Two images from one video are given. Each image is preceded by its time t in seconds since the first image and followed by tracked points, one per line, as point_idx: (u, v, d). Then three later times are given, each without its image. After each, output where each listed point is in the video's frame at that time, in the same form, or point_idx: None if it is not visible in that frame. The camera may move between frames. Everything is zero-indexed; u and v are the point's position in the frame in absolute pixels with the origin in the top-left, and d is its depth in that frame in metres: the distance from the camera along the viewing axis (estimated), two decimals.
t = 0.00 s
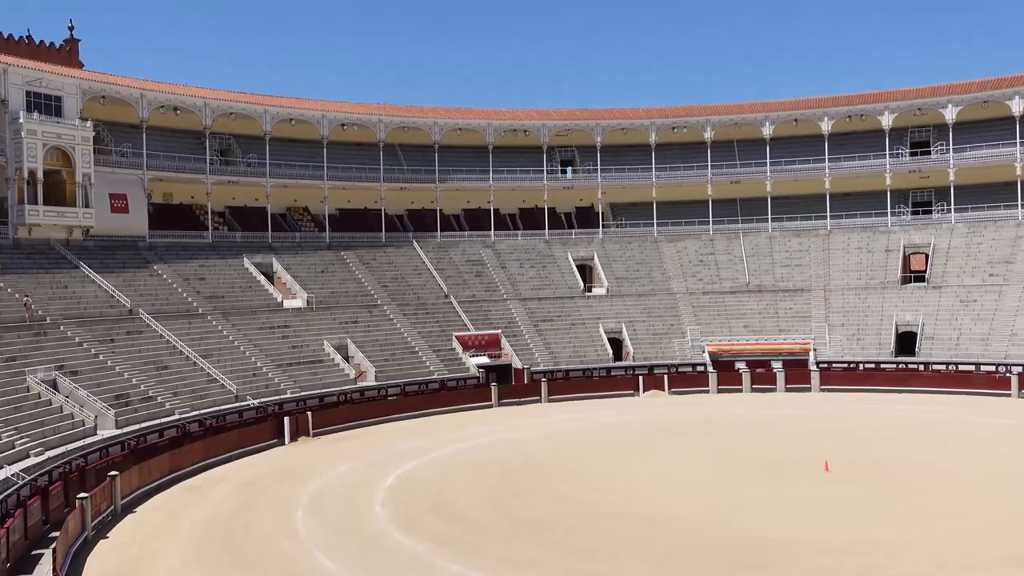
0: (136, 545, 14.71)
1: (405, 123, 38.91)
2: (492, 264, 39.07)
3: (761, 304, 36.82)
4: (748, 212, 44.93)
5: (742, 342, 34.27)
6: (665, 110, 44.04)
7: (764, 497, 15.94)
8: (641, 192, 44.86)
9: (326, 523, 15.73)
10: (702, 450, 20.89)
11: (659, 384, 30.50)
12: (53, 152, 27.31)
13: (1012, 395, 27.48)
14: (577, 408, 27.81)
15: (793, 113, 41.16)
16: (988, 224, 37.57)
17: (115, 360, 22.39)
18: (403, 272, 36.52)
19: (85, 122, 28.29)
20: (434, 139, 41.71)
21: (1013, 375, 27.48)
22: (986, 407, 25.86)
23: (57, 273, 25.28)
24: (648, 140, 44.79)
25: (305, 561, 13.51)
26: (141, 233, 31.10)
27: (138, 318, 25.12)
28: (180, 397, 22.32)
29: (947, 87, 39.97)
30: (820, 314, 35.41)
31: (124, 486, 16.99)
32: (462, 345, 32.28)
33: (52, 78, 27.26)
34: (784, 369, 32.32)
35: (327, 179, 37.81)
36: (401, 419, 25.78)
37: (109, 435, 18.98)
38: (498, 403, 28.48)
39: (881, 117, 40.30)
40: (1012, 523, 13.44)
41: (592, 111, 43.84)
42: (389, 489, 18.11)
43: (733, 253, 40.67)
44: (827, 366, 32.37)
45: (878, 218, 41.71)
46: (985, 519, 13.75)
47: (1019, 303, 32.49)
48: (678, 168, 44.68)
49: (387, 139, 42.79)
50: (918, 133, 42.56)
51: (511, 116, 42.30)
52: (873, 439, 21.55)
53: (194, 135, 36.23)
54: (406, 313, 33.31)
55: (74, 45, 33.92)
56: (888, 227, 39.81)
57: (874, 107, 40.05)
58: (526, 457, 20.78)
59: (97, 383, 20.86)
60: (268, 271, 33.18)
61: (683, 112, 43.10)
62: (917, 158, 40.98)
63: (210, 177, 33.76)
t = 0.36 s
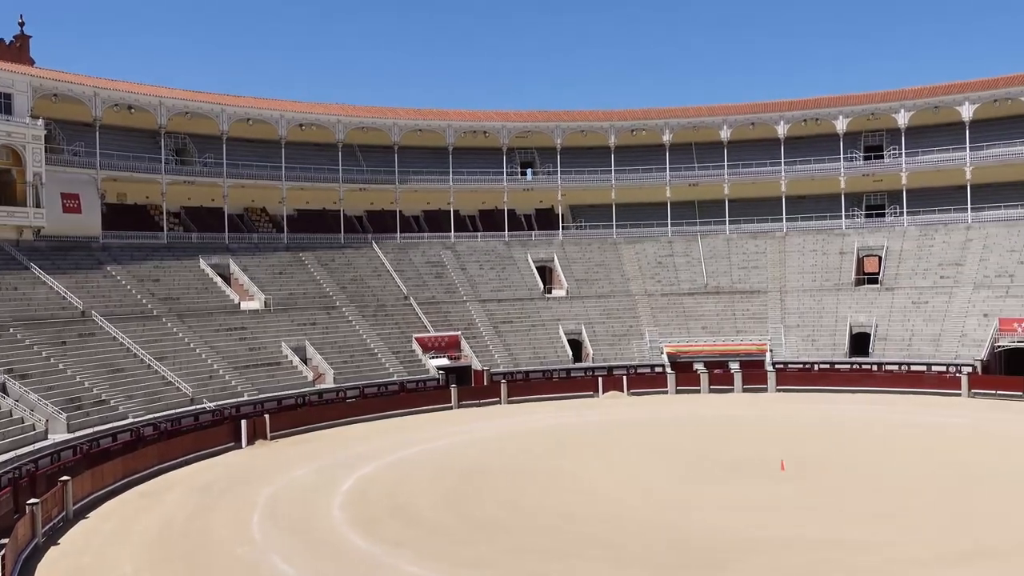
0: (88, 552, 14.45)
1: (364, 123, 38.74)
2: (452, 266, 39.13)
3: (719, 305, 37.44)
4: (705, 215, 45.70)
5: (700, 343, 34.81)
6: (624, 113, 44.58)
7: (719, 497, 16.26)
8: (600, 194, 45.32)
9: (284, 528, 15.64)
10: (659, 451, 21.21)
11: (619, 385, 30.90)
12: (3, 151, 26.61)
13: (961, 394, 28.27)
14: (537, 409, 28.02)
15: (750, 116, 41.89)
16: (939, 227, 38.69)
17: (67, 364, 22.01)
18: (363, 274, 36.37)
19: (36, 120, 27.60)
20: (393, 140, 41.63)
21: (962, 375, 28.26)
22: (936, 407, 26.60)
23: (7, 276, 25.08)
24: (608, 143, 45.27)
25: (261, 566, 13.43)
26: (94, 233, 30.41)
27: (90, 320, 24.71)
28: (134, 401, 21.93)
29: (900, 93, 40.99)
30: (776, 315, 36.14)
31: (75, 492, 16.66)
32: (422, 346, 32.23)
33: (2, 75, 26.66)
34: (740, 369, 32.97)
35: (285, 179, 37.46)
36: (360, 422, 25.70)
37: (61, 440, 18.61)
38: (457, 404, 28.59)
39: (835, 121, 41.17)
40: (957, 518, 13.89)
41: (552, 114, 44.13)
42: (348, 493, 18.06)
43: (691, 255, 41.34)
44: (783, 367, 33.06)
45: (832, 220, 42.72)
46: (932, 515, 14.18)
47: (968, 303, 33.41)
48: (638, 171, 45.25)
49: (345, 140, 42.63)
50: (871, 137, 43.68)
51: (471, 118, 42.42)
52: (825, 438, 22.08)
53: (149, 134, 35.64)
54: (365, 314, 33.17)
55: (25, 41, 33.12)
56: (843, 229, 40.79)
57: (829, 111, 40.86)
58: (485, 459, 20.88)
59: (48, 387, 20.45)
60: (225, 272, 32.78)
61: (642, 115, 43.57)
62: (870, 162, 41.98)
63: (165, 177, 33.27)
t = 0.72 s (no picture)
0: (39, 555, 14.25)
1: (323, 121, 38.52)
2: (412, 265, 39.14)
3: (677, 304, 38.07)
4: (664, 215, 46.43)
5: (658, 342, 35.35)
6: (584, 114, 45.04)
7: (674, 495, 16.60)
8: (559, 194, 45.72)
9: (240, 529, 15.60)
10: (616, 449, 21.55)
11: (578, 384, 31.23)
12: None
13: (913, 392, 29.17)
14: (497, 408, 28.22)
15: (707, 118, 42.62)
16: (891, 228, 39.82)
17: (17, 364, 21.62)
18: (321, 273, 36.18)
19: None
20: (352, 138, 41.51)
21: (914, 373, 29.11)
22: (887, 404, 27.39)
23: None
24: (567, 143, 45.68)
25: (217, 568, 13.33)
26: (46, 230, 29.70)
27: (41, 320, 24.36)
28: (86, 402, 21.58)
29: (853, 97, 42.08)
30: (733, 314, 36.87)
31: (25, 494, 16.39)
32: (382, 346, 32.24)
33: None
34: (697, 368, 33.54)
35: (242, 178, 37.09)
36: (318, 422, 25.61)
37: (10, 442, 18.25)
38: (417, 404, 28.64)
39: (791, 123, 42.03)
40: (903, 514, 14.37)
41: (512, 114, 44.42)
42: (305, 493, 18.04)
43: (649, 254, 41.95)
44: (740, 366, 33.74)
45: (788, 220, 43.68)
46: (880, 511, 14.64)
47: (920, 303, 34.46)
48: (598, 171, 45.76)
49: (304, 138, 42.46)
50: (826, 139, 44.81)
51: (431, 118, 42.47)
52: (779, 436, 22.62)
53: (101, 131, 35.01)
54: (323, 314, 33.03)
55: None
56: (798, 230, 41.77)
57: (784, 113, 41.71)
58: (444, 459, 20.98)
59: None
60: (180, 271, 32.38)
61: (602, 116, 44.05)
62: (825, 163, 42.96)
63: (119, 175, 32.71)
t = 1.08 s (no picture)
0: None
1: (282, 117, 38.18)
2: (371, 262, 39.04)
3: (635, 302, 38.60)
4: (623, 214, 47.00)
5: (617, 339, 35.80)
6: (544, 112, 45.36)
7: (630, 492, 16.91)
8: (520, 192, 45.98)
9: (195, 528, 15.50)
10: (574, 446, 21.84)
11: (538, 381, 31.49)
12: None
13: (867, 388, 30.02)
14: (455, 406, 28.36)
15: (666, 117, 43.19)
16: (846, 228, 40.85)
17: None
18: (279, 270, 35.89)
19: None
20: (311, 134, 41.24)
21: (868, 370, 30.00)
22: (839, 401, 28.17)
23: None
24: (527, 141, 46.00)
25: (173, 569, 13.24)
26: None
27: None
28: (37, 400, 21.20)
29: (809, 98, 43.06)
30: (691, 312, 37.50)
31: None
32: (340, 343, 32.17)
33: None
34: (656, 366, 34.07)
35: (198, 173, 36.61)
36: (275, 420, 25.47)
37: None
38: (376, 402, 28.63)
39: (749, 123, 42.80)
40: (851, 509, 14.85)
41: (473, 112, 44.57)
42: (262, 493, 17.95)
43: (608, 252, 42.44)
44: (698, 363, 34.33)
45: (744, 219, 44.54)
46: (829, 506, 15.11)
47: (874, 301, 35.44)
48: (559, 169, 46.12)
49: (261, 134, 42.08)
50: (782, 139, 45.77)
51: (391, 114, 42.39)
52: (733, 433, 23.15)
53: (52, 124, 34.29)
54: (281, 311, 32.80)
55: None
56: (754, 229, 42.62)
57: (742, 114, 42.43)
58: (403, 457, 21.04)
59: None
60: (134, 267, 31.92)
61: (562, 114, 44.39)
62: (781, 163, 43.83)
63: (71, 168, 32.05)
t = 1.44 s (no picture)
0: None
1: (240, 111, 37.79)
2: (330, 259, 38.89)
3: (595, 299, 39.09)
4: (584, 211, 47.50)
5: (577, 336, 36.21)
6: (505, 109, 45.60)
7: (588, 488, 17.20)
8: (480, 189, 46.17)
9: (150, 528, 15.39)
10: (533, 443, 22.11)
11: (498, 378, 31.72)
12: None
13: (822, 383, 30.85)
14: (415, 403, 28.46)
15: (625, 115, 43.71)
16: (801, 226, 41.81)
17: None
18: (236, 266, 35.59)
19: None
20: (270, 129, 40.89)
21: (823, 366, 30.82)
22: (793, 397, 28.88)
23: None
24: (488, 138, 46.22)
25: (127, 569, 13.15)
26: None
27: None
28: None
29: (766, 98, 43.96)
30: (650, 309, 38.10)
31: None
32: (299, 341, 32.02)
33: None
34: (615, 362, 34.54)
35: (154, 167, 36.10)
36: (232, 418, 25.33)
37: None
38: (335, 399, 28.61)
39: (707, 121, 43.54)
40: (801, 503, 15.29)
41: (433, 108, 44.64)
42: (219, 491, 17.89)
43: (568, 249, 42.88)
44: (657, 359, 34.86)
45: (703, 217, 45.34)
46: (781, 501, 15.54)
47: (828, 299, 36.39)
48: (520, 166, 46.40)
49: (219, 128, 41.62)
50: (740, 138, 46.69)
51: (351, 109, 42.26)
52: (689, 429, 23.63)
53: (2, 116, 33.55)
54: (238, 308, 32.55)
55: None
56: (712, 227, 43.41)
57: (701, 112, 43.12)
58: (362, 455, 21.08)
59: None
60: (87, 263, 31.43)
61: (522, 111, 44.65)
62: (739, 162, 44.65)
63: (22, 161, 31.39)
